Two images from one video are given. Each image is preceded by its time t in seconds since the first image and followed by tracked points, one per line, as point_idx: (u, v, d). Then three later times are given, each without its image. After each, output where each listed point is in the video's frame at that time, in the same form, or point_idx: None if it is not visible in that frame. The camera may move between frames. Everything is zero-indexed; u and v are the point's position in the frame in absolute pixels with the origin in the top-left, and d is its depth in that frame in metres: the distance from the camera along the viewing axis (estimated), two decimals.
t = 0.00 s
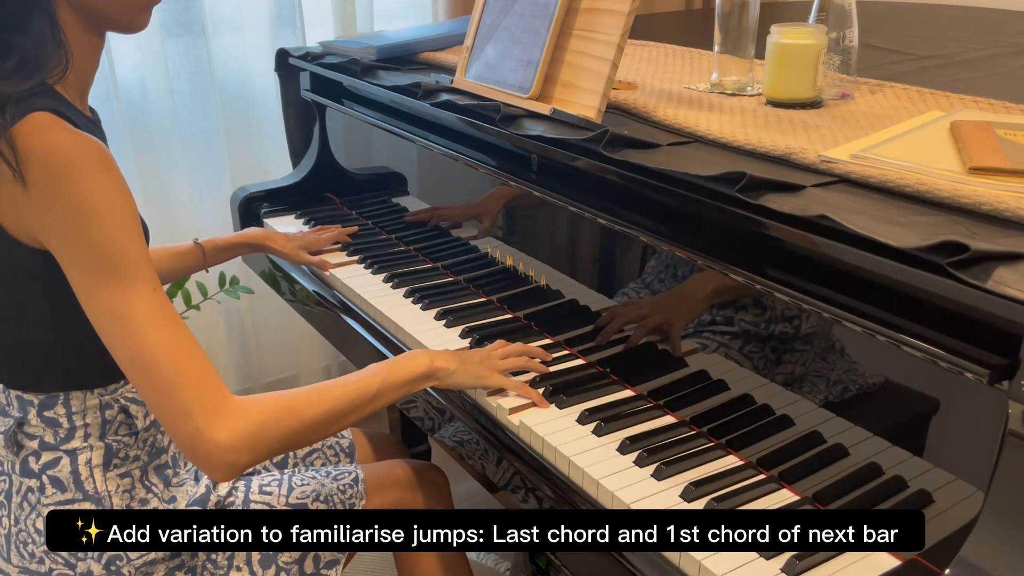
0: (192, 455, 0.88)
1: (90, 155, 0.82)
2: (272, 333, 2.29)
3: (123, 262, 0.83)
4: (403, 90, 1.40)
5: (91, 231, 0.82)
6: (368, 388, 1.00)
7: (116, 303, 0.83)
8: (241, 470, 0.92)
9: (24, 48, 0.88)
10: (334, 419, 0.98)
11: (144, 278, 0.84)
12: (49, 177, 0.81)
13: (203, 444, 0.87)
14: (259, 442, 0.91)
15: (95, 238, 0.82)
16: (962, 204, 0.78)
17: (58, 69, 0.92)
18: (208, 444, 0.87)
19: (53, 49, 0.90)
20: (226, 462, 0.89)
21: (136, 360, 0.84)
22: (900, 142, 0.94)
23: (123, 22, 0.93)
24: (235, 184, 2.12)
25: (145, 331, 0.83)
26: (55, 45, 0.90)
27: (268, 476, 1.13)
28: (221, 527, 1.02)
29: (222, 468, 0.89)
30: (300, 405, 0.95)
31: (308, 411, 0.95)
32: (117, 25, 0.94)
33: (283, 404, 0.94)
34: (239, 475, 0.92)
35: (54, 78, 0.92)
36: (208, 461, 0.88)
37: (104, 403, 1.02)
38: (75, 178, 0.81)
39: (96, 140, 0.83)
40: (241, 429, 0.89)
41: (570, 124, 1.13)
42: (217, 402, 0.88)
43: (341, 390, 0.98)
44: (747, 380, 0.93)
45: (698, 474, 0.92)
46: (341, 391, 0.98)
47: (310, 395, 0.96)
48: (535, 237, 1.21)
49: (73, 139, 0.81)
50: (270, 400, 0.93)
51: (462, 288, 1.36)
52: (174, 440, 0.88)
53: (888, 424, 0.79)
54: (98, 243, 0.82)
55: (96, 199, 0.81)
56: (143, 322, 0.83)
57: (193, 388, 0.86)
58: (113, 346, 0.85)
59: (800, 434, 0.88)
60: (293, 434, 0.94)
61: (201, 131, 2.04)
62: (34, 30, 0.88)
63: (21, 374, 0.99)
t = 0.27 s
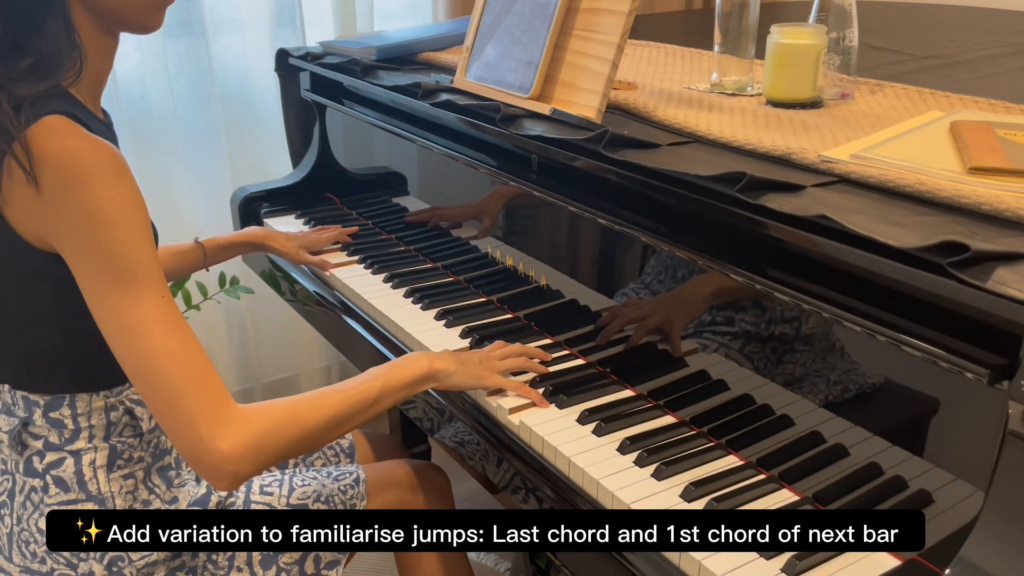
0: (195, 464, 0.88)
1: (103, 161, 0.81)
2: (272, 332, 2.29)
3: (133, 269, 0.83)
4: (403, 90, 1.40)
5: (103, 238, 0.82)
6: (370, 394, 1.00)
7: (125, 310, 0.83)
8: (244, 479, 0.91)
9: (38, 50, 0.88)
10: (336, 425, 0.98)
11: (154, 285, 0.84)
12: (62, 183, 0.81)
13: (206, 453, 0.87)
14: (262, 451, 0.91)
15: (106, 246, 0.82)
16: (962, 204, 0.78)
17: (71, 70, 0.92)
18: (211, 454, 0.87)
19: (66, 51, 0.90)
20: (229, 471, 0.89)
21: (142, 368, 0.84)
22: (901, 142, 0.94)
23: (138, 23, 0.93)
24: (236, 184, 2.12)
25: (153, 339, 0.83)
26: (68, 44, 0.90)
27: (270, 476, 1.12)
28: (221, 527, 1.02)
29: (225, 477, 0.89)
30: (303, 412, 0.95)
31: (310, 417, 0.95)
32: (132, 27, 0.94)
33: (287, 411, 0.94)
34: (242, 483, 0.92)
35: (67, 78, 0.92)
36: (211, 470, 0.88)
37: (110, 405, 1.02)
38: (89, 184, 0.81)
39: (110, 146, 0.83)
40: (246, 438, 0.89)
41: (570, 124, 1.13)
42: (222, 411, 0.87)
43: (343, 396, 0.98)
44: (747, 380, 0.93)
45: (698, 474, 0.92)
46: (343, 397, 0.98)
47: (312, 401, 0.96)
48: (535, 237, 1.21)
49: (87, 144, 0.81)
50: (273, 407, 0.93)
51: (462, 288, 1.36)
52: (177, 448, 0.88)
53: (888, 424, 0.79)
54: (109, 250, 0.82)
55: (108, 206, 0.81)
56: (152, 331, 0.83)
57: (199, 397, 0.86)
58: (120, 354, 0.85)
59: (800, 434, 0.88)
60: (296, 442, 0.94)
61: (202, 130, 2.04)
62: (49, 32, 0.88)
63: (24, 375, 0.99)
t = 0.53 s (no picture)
0: (199, 475, 0.88)
1: (114, 171, 0.82)
2: (272, 332, 2.29)
3: (141, 280, 0.83)
4: (403, 90, 1.40)
5: (111, 248, 0.82)
6: (371, 400, 1.00)
7: (133, 321, 0.83)
8: (247, 490, 0.91)
9: (48, 53, 0.88)
10: (338, 433, 0.97)
11: (161, 296, 0.84)
12: (71, 192, 0.81)
13: (211, 466, 0.87)
14: (266, 462, 0.91)
15: (114, 256, 0.82)
16: (962, 204, 0.78)
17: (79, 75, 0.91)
18: (215, 466, 0.87)
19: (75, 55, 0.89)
20: (234, 483, 0.89)
21: (148, 379, 0.84)
22: (901, 142, 0.94)
23: (147, 25, 0.94)
24: (236, 184, 2.11)
25: (160, 351, 0.84)
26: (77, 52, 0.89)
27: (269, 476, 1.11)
28: (221, 527, 1.02)
29: (230, 489, 0.89)
30: (305, 422, 0.94)
31: (312, 426, 0.95)
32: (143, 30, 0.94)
33: (289, 421, 0.93)
34: (246, 494, 0.92)
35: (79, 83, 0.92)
36: (215, 482, 0.88)
37: (113, 410, 1.02)
38: (99, 194, 0.81)
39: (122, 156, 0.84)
40: (250, 450, 0.89)
41: (570, 124, 1.13)
42: (226, 423, 0.87)
43: (345, 404, 0.98)
44: (747, 380, 0.93)
45: (697, 474, 0.92)
46: (344, 404, 0.98)
47: (314, 410, 0.96)
48: (535, 237, 1.21)
49: (99, 153, 0.82)
50: (275, 417, 0.93)
51: (462, 288, 1.36)
52: (181, 460, 0.88)
53: (888, 424, 0.79)
54: (118, 261, 0.82)
55: (117, 217, 0.81)
56: (159, 342, 0.84)
57: (204, 409, 0.86)
58: (126, 365, 0.85)
59: (800, 434, 0.88)
60: (298, 451, 0.94)
61: (201, 130, 2.04)
62: (59, 37, 0.87)
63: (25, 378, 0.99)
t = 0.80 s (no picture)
0: (200, 484, 0.88)
1: (109, 179, 0.81)
2: (272, 332, 2.29)
3: (139, 290, 0.83)
4: (403, 90, 1.40)
5: (109, 258, 0.82)
6: (370, 405, 0.99)
7: (131, 331, 0.83)
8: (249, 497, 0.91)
9: (44, 57, 0.88)
10: (338, 439, 0.97)
11: (159, 305, 0.84)
12: (67, 202, 0.81)
13: (212, 474, 0.87)
14: (267, 470, 0.91)
15: (111, 266, 0.82)
16: (962, 204, 0.78)
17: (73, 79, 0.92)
18: (216, 475, 0.87)
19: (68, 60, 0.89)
20: (235, 492, 0.89)
21: (148, 389, 0.84)
22: (901, 142, 0.94)
23: (146, 27, 0.93)
24: (236, 184, 2.11)
25: (160, 361, 0.84)
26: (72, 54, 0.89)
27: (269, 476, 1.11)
28: (221, 528, 1.02)
29: (231, 497, 0.89)
30: (305, 428, 0.94)
31: (312, 432, 0.94)
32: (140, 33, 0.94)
33: (289, 428, 0.93)
34: (247, 501, 0.92)
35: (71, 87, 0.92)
36: (216, 491, 0.88)
37: (110, 415, 1.02)
38: (95, 203, 0.81)
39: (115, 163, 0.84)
40: (250, 457, 0.89)
41: (570, 124, 1.13)
42: (226, 431, 0.88)
43: (344, 410, 0.98)
44: (747, 380, 0.93)
45: (697, 474, 0.92)
46: (343, 410, 0.98)
47: (313, 416, 0.96)
48: (535, 237, 1.21)
49: (93, 160, 0.81)
50: (274, 424, 0.93)
51: (462, 288, 1.36)
52: (182, 469, 0.88)
53: (887, 424, 0.79)
54: (115, 270, 0.82)
55: (114, 226, 0.81)
56: (158, 352, 0.84)
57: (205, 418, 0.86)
58: (125, 375, 0.85)
59: (800, 434, 0.88)
60: (299, 457, 0.94)
61: (201, 130, 2.04)
62: (57, 41, 0.88)
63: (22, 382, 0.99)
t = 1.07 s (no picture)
0: (194, 491, 0.88)
1: (100, 186, 0.81)
2: (271, 331, 2.28)
3: (134, 299, 0.83)
4: (403, 90, 1.40)
5: (102, 266, 0.82)
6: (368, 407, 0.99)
7: (124, 339, 0.83)
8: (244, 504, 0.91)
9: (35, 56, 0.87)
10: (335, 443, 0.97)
11: (152, 312, 0.85)
12: (57, 208, 0.80)
13: (205, 482, 0.87)
14: (261, 476, 0.91)
15: (103, 273, 0.82)
16: (962, 204, 0.78)
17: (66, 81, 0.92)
18: (210, 482, 0.87)
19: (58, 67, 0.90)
20: (229, 500, 0.89)
21: (140, 397, 0.84)
22: (901, 142, 0.94)
23: (141, 27, 0.93)
24: (236, 184, 2.11)
25: (154, 369, 0.84)
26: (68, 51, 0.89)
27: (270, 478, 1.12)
28: (221, 528, 1.01)
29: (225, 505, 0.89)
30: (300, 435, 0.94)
31: (307, 437, 0.94)
32: (133, 32, 0.93)
33: (285, 432, 0.93)
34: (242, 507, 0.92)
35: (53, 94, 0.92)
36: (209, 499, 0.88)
37: (105, 420, 1.02)
38: (88, 211, 0.80)
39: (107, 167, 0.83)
40: (243, 465, 0.89)
41: (570, 124, 1.13)
42: (220, 439, 0.87)
43: (341, 414, 0.97)
44: (747, 380, 0.93)
45: (698, 474, 0.92)
46: (340, 414, 0.97)
47: (309, 421, 0.95)
48: (535, 237, 1.21)
49: (85, 166, 0.81)
50: (269, 429, 0.93)
51: (462, 288, 1.36)
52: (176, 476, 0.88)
53: (887, 424, 0.79)
54: (109, 278, 0.82)
55: (107, 234, 0.81)
56: (153, 360, 0.84)
57: (199, 425, 0.86)
58: (118, 382, 0.85)
59: (800, 434, 0.88)
60: (294, 463, 0.93)
61: (201, 130, 2.04)
62: (51, 41, 0.88)
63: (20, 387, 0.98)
